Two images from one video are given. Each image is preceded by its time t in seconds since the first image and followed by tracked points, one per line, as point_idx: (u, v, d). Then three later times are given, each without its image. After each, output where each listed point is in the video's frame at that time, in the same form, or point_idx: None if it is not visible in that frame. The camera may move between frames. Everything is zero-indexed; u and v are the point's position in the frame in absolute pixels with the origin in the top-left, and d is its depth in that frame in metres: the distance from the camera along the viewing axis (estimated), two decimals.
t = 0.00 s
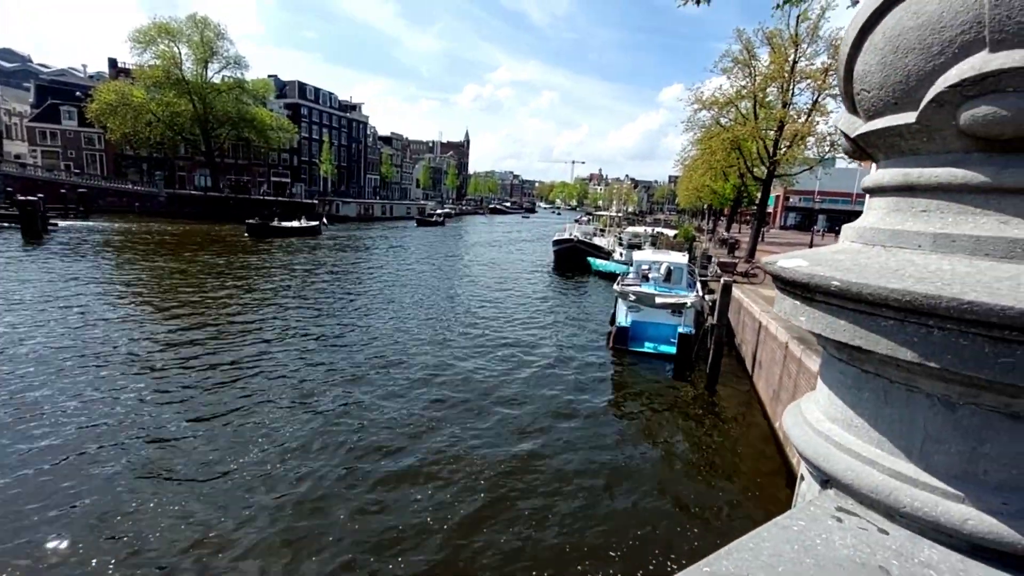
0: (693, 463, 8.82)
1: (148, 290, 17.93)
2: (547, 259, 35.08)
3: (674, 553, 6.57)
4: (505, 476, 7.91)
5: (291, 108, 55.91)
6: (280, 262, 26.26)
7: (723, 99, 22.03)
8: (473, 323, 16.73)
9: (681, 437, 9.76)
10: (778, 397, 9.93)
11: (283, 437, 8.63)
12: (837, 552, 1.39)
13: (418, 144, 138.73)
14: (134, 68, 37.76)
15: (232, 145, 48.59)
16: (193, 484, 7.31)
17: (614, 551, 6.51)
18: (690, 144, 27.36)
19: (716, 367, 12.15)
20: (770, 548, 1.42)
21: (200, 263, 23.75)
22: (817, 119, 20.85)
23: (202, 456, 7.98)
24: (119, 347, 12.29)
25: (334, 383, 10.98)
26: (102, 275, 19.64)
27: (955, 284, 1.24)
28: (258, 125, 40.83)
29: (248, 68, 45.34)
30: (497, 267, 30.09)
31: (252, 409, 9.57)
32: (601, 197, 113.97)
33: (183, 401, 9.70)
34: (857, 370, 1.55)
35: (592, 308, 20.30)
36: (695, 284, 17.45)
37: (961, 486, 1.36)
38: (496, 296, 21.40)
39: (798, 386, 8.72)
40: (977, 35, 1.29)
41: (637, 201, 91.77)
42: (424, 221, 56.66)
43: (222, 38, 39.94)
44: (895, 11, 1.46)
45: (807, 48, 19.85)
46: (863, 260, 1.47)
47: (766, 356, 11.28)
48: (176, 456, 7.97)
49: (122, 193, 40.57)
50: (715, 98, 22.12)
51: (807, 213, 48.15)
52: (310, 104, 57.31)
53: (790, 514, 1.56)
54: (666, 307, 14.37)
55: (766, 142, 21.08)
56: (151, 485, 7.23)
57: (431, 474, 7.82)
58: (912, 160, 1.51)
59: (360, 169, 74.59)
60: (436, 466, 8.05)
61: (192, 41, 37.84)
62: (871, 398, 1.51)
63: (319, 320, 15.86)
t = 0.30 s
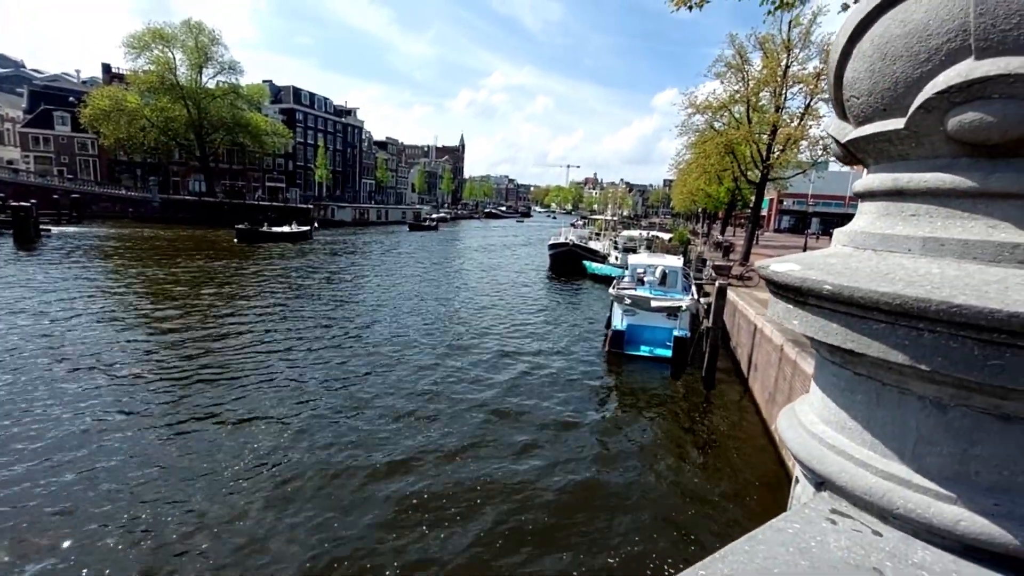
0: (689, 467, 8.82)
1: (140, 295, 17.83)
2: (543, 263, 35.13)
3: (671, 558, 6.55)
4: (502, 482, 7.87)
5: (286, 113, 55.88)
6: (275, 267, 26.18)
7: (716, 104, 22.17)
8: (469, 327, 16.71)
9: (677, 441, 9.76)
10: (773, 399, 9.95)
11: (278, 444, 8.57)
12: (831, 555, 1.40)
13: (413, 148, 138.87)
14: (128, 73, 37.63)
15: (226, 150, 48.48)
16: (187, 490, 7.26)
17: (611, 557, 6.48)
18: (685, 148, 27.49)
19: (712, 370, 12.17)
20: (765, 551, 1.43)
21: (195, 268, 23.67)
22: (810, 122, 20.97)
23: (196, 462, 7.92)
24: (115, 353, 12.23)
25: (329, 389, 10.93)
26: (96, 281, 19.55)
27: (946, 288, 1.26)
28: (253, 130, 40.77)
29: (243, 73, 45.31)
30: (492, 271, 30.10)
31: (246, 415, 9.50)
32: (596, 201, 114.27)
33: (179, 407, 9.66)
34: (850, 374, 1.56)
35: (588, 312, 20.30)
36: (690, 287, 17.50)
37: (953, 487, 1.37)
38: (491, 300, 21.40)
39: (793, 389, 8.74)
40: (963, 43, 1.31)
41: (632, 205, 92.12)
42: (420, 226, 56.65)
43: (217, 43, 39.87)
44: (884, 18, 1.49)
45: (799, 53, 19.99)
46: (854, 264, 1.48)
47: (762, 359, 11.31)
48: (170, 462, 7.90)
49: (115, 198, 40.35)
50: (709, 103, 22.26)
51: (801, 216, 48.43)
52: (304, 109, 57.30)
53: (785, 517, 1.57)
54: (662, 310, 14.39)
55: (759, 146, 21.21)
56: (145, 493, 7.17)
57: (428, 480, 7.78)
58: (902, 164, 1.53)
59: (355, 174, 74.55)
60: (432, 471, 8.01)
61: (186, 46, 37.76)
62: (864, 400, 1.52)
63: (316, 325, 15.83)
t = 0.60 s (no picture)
0: (687, 471, 8.81)
1: (135, 300, 17.81)
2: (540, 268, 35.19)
3: (669, 564, 6.52)
4: (500, 486, 7.86)
5: (283, 118, 55.83)
6: (271, 271, 26.17)
7: (712, 108, 22.29)
8: (466, 331, 16.70)
9: (675, 445, 9.76)
10: (771, 404, 9.96)
11: (275, 449, 8.53)
12: (831, 558, 1.40)
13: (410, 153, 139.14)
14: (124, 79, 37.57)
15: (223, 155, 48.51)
16: (182, 497, 7.20)
17: (609, 561, 6.46)
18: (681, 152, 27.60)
19: (709, 374, 12.17)
20: (765, 556, 1.43)
21: (191, 274, 23.54)
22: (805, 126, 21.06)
23: (192, 468, 7.86)
24: (110, 359, 12.15)
25: (326, 393, 10.91)
26: (92, 286, 19.50)
27: (944, 291, 1.26)
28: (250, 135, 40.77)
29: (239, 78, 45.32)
30: (490, 276, 30.14)
31: (242, 421, 9.45)
32: (593, 205, 114.54)
33: (174, 412, 9.62)
34: (847, 377, 1.57)
35: (585, 316, 20.33)
36: (687, 291, 17.54)
37: (953, 490, 1.37)
38: (488, 305, 21.43)
39: (791, 393, 8.74)
40: (958, 48, 1.32)
41: (628, 209, 92.43)
42: (417, 230, 56.67)
43: (214, 48, 39.83)
44: (881, 23, 1.50)
45: (795, 58, 20.08)
46: (853, 268, 1.49)
47: (759, 362, 11.33)
48: (165, 469, 7.83)
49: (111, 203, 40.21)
50: (705, 107, 22.39)
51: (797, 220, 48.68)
52: (301, 114, 57.28)
53: (783, 521, 1.57)
54: (659, 314, 14.43)
55: (755, 150, 21.29)
56: (140, 499, 7.10)
57: (426, 485, 7.75)
58: (899, 168, 1.54)
59: (352, 178, 74.60)
60: (430, 477, 7.97)
61: (183, 51, 37.72)
62: (863, 404, 1.52)
63: (313, 330, 15.76)
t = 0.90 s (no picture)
0: (688, 474, 8.78)
1: (135, 303, 17.83)
2: (539, 270, 35.22)
3: (669, 566, 6.49)
4: (499, 488, 7.84)
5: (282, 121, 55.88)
6: (270, 274, 26.22)
7: (711, 111, 22.35)
8: (465, 334, 16.73)
9: (675, 447, 9.73)
10: (771, 406, 9.93)
11: (274, 452, 8.51)
12: (839, 563, 1.38)
13: (410, 156, 139.29)
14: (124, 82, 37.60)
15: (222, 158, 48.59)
16: (181, 500, 7.16)
17: (609, 564, 6.44)
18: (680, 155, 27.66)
19: (709, 376, 12.16)
20: (772, 560, 1.41)
21: (191, 277, 23.53)
22: (804, 129, 21.07)
23: (191, 471, 7.83)
24: (109, 362, 12.15)
25: (325, 396, 10.91)
26: (91, 289, 19.53)
27: (949, 293, 1.25)
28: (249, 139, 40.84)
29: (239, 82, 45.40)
30: (489, 278, 30.18)
31: (241, 423, 9.44)
32: (592, 208, 114.66)
33: (173, 414, 9.62)
34: (853, 380, 1.55)
35: (584, 319, 20.34)
36: (686, 294, 17.55)
37: (959, 494, 1.36)
38: (487, 307, 21.46)
39: (791, 395, 8.71)
40: (963, 49, 1.32)
41: (627, 212, 92.53)
42: (416, 233, 56.67)
43: (213, 51, 39.88)
44: (885, 23, 1.49)
45: (793, 60, 20.11)
46: (857, 269, 1.48)
47: (759, 365, 11.31)
48: (163, 473, 7.79)
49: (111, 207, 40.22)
50: (704, 110, 22.44)
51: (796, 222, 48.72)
52: (301, 117, 57.34)
53: (788, 525, 1.55)
54: (658, 317, 14.43)
55: (754, 153, 21.32)
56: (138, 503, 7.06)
57: (425, 488, 7.72)
58: (902, 170, 1.53)
59: (352, 181, 74.67)
60: (428, 480, 7.92)
61: (182, 55, 37.77)
62: (867, 408, 1.51)
63: (312, 333, 15.73)
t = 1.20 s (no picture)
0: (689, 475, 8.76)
1: (136, 304, 17.89)
2: (540, 271, 35.22)
3: (670, 567, 6.46)
4: (501, 489, 7.83)
5: (283, 121, 55.94)
6: (271, 275, 26.28)
7: (712, 111, 22.33)
8: (465, 334, 16.73)
9: (676, 448, 9.71)
10: (772, 407, 9.91)
11: (275, 452, 8.51)
12: (844, 566, 1.37)
13: (411, 157, 139.38)
14: (125, 84, 37.63)
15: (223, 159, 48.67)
16: (182, 502, 7.14)
17: (610, 564, 6.42)
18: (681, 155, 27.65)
19: (710, 377, 12.15)
20: (777, 563, 1.40)
21: (192, 277, 23.52)
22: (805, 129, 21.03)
23: (193, 472, 7.84)
24: (111, 362, 12.20)
25: (326, 396, 10.91)
26: (93, 290, 19.59)
27: (956, 293, 1.25)
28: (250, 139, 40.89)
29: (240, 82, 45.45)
30: (490, 279, 30.19)
31: (242, 424, 9.45)
32: (592, 208, 114.78)
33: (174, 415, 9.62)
34: (857, 382, 1.54)
35: (585, 319, 20.33)
36: (687, 294, 17.53)
37: (964, 495, 1.35)
38: (488, 308, 21.48)
39: (793, 396, 8.70)
40: (969, 48, 1.31)
41: (628, 212, 92.53)
42: (417, 233, 56.72)
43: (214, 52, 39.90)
44: (890, 23, 1.48)
45: (794, 61, 20.08)
46: (862, 270, 1.47)
47: (760, 365, 11.30)
48: (164, 474, 7.77)
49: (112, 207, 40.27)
50: (704, 110, 22.42)
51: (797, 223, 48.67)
52: (301, 118, 57.39)
53: (793, 527, 1.54)
54: (659, 317, 14.41)
55: (755, 153, 21.29)
56: (139, 504, 7.04)
57: (426, 489, 7.72)
58: (907, 169, 1.53)
59: (352, 182, 74.76)
60: (430, 481, 7.90)
61: (183, 56, 37.79)
62: (873, 409, 1.50)
63: (313, 334, 15.73)
